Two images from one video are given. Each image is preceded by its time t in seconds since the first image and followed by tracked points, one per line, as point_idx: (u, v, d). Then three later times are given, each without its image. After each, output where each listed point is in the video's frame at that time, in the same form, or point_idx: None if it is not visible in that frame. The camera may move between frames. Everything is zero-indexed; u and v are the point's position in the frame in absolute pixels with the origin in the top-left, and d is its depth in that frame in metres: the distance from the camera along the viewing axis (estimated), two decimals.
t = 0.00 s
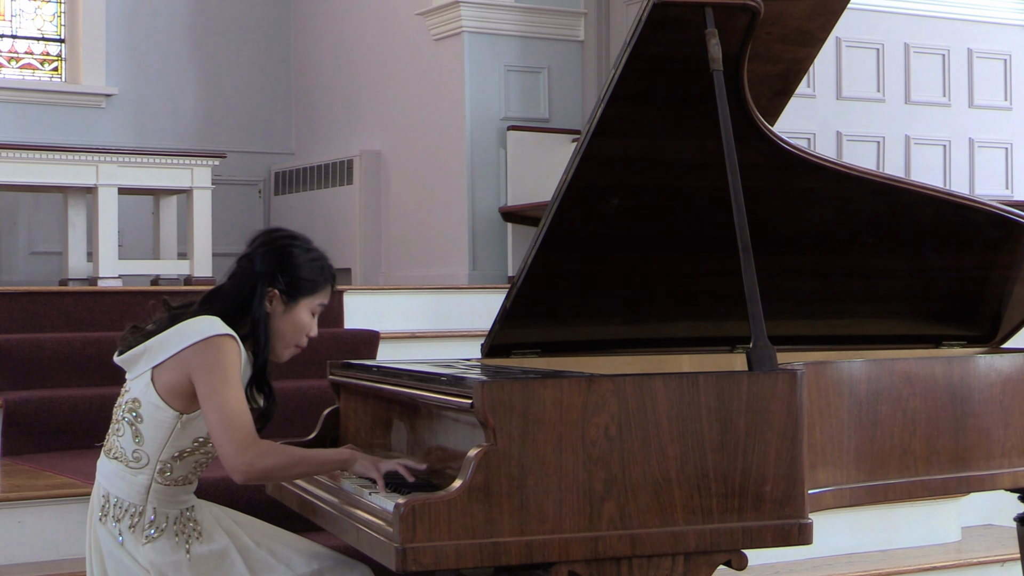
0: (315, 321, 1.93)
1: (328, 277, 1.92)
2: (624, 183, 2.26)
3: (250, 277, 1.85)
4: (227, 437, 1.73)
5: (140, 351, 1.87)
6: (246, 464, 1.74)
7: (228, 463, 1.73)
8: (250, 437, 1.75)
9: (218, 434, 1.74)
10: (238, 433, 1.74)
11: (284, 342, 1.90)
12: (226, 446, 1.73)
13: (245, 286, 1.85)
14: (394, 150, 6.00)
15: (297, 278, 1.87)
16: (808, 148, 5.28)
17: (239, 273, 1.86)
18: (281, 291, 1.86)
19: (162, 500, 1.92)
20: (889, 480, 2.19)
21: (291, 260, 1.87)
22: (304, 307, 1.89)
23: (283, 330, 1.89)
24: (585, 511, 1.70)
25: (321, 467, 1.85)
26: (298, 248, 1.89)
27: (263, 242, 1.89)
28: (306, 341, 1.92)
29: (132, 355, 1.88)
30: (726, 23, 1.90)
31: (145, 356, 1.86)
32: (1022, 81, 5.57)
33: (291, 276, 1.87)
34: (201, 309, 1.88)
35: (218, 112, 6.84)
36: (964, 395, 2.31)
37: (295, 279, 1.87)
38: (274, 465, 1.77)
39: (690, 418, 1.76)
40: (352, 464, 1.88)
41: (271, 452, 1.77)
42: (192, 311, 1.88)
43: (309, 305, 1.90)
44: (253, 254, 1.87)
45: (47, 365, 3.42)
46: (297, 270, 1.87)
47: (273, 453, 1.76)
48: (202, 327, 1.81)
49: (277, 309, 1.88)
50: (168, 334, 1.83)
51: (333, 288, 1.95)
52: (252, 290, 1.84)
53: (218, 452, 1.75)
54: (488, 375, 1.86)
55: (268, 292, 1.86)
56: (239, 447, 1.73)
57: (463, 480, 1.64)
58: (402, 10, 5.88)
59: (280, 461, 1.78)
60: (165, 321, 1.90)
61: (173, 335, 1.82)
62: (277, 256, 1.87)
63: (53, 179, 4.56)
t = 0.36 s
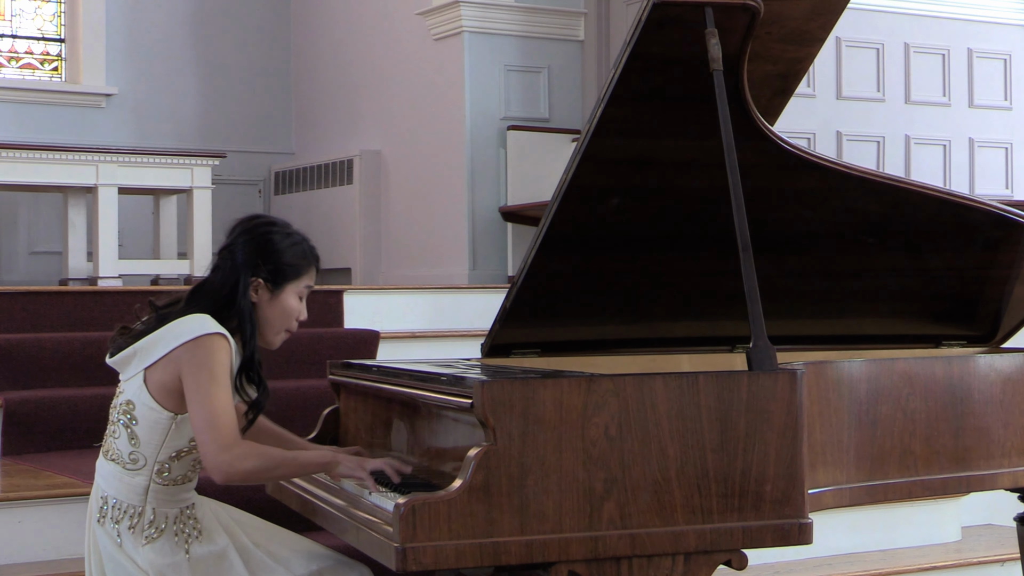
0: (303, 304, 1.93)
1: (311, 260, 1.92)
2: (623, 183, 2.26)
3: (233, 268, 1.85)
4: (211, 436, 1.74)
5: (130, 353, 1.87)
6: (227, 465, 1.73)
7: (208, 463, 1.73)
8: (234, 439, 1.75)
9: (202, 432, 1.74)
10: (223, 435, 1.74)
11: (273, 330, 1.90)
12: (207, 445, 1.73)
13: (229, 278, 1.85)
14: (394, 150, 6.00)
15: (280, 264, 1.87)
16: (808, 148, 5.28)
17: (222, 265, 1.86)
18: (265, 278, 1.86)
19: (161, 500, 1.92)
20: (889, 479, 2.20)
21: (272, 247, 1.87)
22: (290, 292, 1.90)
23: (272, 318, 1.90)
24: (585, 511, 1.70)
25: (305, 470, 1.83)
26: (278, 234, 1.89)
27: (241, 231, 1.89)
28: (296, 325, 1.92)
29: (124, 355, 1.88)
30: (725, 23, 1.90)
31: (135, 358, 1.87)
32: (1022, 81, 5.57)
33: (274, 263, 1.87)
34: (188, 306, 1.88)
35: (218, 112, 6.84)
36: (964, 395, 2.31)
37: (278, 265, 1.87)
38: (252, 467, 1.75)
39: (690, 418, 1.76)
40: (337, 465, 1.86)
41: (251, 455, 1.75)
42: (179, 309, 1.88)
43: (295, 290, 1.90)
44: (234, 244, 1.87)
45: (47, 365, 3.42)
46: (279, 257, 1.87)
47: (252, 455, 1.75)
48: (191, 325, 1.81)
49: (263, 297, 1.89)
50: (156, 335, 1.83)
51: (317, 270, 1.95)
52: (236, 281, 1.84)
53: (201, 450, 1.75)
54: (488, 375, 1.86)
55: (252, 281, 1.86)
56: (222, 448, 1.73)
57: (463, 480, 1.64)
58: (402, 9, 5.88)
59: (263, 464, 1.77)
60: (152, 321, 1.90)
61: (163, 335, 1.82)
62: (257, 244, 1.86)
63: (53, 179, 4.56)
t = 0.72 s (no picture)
0: (290, 288, 1.94)
1: (291, 243, 1.93)
2: (624, 183, 2.26)
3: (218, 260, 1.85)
4: (213, 435, 1.72)
5: (126, 357, 1.86)
6: (229, 462, 1.72)
7: (212, 461, 1.72)
8: (235, 437, 1.73)
9: (202, 431, 1.73)
10: (222, 433, 1.72)
11: (265, 317, 1.91)
12: (209, 444, 1.72)
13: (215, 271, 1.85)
14: (394, 150, 6.00)
15: (264, 251, 1.88)
16: (808, 148, 5.28)
17: (205, 259, 1.86)
18: (251, 267, 1.87)
19: (165, 501, 1.92)
20: (889, 479, 2.20)
21: (254, 235, 1.88)
22: (277, 277, 1.91)
23: (262, 305, 1.91)
24: (585, 510, 1.70)
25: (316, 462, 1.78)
26: (256, 221, 1.89)
27: (220, 222, 1.89)
28: (287, 309, 1.94)
29: (119, 360, 1.87)
30: (725, 23, 1.90)
31: (131, 361, 1.86)
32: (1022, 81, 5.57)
33: (258, 250, 1.87)
34: (175, 305, 1.88)
35: (217, 112, 6.84)
36: (964, 394, 2.31)
37: (262, 252, 1.88)
38: (258, 464, 1.74)
39: (690, 417, 1.76)
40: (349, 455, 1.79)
41: (254, 452, 1.74)
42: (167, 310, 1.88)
43: (281, 275, 1.91)
44: (215, 237, 1.87)
45: (47, 365, 3.42)
46: (262, 244, 1.88)
47: (257, 452, 1.74)
48: (186, 324, 1.80)
49: (251, 286, 1.89)
50: (150, 337, 1.82)
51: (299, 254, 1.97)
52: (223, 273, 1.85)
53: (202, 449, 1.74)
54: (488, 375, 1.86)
55: (238, 271, 1.87)
56: (223, 446, 1.72)
57: (463, 480, 1.64)
58: (402, 9, 5.88)
59: (268, 462, 1.75)
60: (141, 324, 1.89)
61: (157, 336, 1.81)
62: (239, 234, 1.87)
63: (53, 179, 4.57)
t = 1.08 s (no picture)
0: (301, 323, 1.93)
1: (314, 280, 1.92)
2: (623, 183, 2.26)
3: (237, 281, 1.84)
4: (228, 436, 1.74)
5: (125, 358, 1.87)
6: (251, 461, 1.74)
7: (234, 462, 1.74)
8: (252, 436, 1.75)
9: (218, 434, 1.74)
10: (237, 434, 1.74)
11: (270, 346, 1.90)
12: (227, 445, 1.74)
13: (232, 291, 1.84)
14: (394, 150, 6.00)
15: (285, 283, 1.87)
16: (808, 148, 5.29)
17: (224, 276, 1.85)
18: (268, 295, 1.86)
19: (148, 507, 1.92)
20: (889, 479, 2.19)
21: (279, 265, 1.87)
22: (291, 311, 1.90)
23: (270, 335, 1.90)
24: (585, 510, 1.70)
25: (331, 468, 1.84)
26: (284, 251, 1.88)
27: (248, 244, 1.88)
28: (291, 343, 1.92)
29: (117, 361, 1.88)
30: (725, 22, 1.90)
31: (128, 363, 1.87)
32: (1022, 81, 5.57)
33: (278, 280, 1.86)
34: (186, 314, 1.87)
35: (217, 112, 6.84)
36: (964, 394, 2.31)
37: (282, 283, 1.87)
38: (279, 462, 1.77)
39: (690, 418, 1.76)
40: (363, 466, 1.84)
41: (276, 449, 1.77)
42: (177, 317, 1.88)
43: (295, 309, 1.90)
44: (239, 256, 1.86)
45: (47, 364, 3.42)
46: (284, 275, 1.87)
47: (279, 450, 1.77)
48: (191, 332, 1.81)
49: (265, 313, 1.88)
50: (153, 341, 1.83)
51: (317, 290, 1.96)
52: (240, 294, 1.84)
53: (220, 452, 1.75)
54: (489, 375, 1.86)
55: (256, 296, 1.86)
56: (240, 446, 1.74)
57: (463, 480, 1.64)
58: (402, 9, 5.88)
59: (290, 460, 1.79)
60: (148, 327, 1.90)
61: (163, 340, 1.82)
62: (263, 259, 1.86)
63: (53, 179, 4.57)
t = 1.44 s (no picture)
0: (299, 345, 1.93)
1: (320, 306, 1.92)
2: (623, 183, 2.26)
3: (242, 292, 1.84)
4: (227, 443, 1.73)
5: (122, 364, 1.86)
6: (254, 466, 1.74)
7: (235, 470, 1.73)
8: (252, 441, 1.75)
9: (216, 442, 1.73)
10: (239, 440, 1.74)
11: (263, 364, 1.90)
12: (228, 453, 1.73)
13: (236, 302, 1.84)
14: (394, 150, 6.00)
15: (289, 301, 1.87)
16: (808, 148, 5.29)
17: (230, 287, 1.86)
18: (271, 312, 1.86)
19: (143, 514, 1.92)
20: (889, 479, 2.19)
21: (286, 284, 1.87)
22: (291, 331, 1.89)
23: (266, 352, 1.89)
24: (585, 510, 1.70)
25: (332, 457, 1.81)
26: (294, 272, 1.89)
27: (261, 259, 1.89)
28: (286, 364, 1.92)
29: (114, 368, 1.87)
30: (725, 22, 1.90)
31: (124, 370, 1.86)
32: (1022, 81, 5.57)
33: (283, 299, 1.86)
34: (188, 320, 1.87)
35: (217, 112, 6.84)
36: (964, 394, 2.31)
37: (286, 301, 1.86)
38: (280, 463, 1.75)
39: (689, 417, 1.76)
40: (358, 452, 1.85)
41: (273, 451, 1.76)
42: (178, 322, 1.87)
43: (296, 330, 1.90)
44: (248, 270, 1.87)
45: (47, 364, 3.42)
46: (290, 294, 1.87)
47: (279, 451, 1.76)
48: (188, 339, 1.80)
49: (264, 329, 1.88)
50: (152, 345, 1.82)
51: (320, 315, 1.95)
52: (243, 306, 1.84)
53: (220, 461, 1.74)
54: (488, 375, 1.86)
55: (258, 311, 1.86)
56: (243, 452, 1.73)
57: (463, 480, 1.64)
58: (402, 9, 5.88)
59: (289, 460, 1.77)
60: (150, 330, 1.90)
61: (162, 344, 1.81)
62: (271, 276, 1.86)
63: (53, 179, 4.56)
